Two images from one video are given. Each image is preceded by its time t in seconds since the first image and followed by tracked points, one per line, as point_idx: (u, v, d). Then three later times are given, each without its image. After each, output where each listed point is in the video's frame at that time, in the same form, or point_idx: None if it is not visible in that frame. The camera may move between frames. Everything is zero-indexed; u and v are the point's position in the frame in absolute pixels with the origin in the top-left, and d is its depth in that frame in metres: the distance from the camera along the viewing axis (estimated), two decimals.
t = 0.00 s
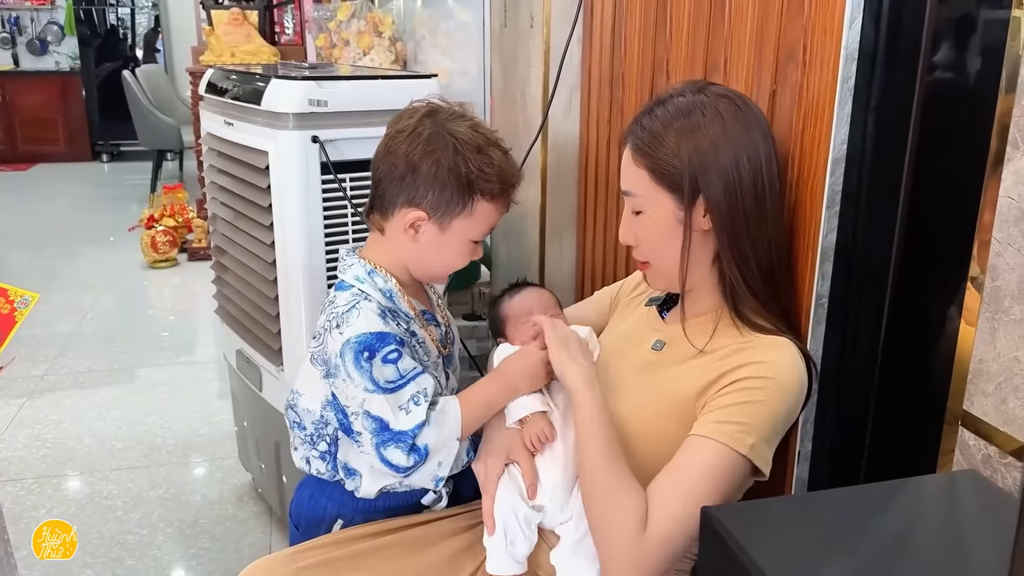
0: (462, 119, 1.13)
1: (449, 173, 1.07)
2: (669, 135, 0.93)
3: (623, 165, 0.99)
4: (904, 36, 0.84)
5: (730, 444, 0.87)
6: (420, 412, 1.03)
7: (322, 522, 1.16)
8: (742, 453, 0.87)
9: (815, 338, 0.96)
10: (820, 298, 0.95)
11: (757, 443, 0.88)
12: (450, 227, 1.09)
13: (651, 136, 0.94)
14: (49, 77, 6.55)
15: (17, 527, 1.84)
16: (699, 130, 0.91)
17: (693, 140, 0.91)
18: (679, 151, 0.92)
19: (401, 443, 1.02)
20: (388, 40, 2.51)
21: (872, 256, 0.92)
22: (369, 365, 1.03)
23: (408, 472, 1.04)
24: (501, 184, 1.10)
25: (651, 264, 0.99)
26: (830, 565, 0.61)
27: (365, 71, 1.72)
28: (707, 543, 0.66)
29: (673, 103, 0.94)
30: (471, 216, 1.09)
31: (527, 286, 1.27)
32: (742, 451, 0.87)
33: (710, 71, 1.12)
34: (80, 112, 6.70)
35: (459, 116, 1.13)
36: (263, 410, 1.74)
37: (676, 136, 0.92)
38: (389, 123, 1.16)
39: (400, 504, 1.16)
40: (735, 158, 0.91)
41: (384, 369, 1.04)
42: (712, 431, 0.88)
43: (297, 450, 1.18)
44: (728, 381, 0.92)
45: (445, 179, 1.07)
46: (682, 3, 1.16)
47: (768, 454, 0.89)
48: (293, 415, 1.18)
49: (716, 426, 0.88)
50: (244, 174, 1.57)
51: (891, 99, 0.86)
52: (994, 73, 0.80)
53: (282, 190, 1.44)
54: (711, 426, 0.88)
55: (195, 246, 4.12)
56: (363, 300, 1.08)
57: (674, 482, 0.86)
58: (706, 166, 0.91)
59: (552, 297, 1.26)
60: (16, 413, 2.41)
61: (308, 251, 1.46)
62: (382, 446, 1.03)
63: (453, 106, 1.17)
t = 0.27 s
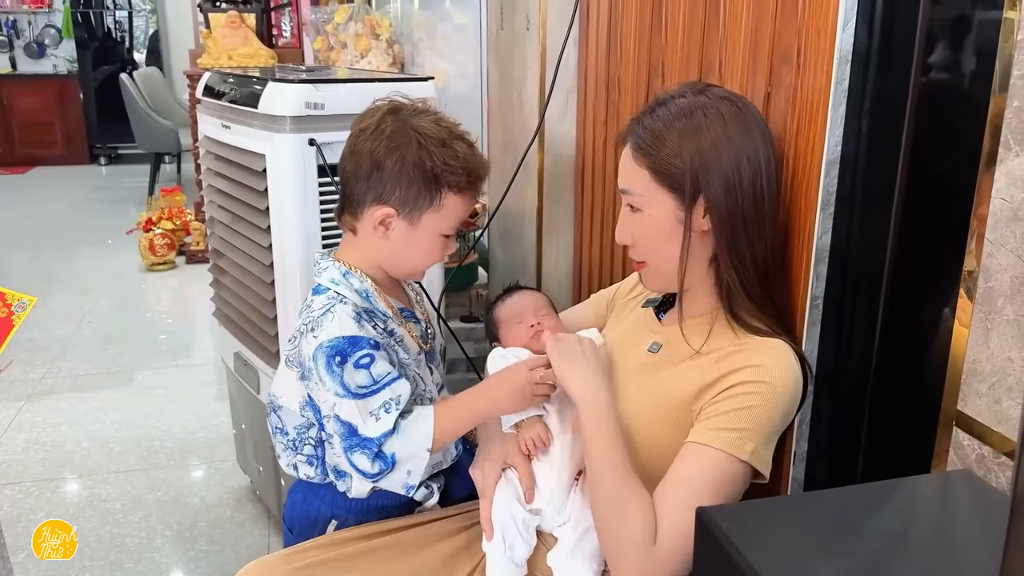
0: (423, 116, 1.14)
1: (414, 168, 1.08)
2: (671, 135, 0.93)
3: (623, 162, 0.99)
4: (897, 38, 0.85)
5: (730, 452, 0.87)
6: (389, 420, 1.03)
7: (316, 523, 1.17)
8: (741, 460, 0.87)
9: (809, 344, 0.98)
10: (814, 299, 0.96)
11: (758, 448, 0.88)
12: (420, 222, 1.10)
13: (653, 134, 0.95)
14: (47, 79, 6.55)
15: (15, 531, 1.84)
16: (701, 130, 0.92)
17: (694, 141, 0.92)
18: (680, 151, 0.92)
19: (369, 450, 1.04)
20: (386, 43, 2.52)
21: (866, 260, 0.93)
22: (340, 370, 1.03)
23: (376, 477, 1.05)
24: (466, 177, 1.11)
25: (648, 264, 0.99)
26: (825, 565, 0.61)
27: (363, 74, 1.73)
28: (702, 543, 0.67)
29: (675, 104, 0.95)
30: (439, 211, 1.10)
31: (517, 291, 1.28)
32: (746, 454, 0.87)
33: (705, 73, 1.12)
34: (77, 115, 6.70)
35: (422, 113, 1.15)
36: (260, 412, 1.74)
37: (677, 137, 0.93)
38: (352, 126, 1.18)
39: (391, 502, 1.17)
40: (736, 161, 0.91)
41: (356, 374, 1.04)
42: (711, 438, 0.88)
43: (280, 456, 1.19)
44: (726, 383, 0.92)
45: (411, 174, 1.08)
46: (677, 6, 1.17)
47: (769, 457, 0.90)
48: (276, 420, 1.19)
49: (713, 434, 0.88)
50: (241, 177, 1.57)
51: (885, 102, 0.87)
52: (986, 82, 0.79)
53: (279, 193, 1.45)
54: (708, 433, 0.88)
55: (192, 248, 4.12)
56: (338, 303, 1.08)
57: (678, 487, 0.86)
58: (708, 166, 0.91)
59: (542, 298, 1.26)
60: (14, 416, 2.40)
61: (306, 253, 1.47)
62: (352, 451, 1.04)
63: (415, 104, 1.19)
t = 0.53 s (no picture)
0: (375, 109, 1.14)
1: (366, 162, 1.08)
2: (680, 131, 0.93)
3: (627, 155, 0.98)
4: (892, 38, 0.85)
5: (740, 462, 0.87)
6: (375, 419, 1.04)
7: (308, 519, 1.16)
8: (744, 464, 0.87)
9: (808, 338, 0.97)
10: (812, 300, 0.96)
11: (768, 455, 0.88)
12: (379, 216, 1.10)
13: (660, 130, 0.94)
14: (45, 83, 6.55)
15: (15, 534, 1.84)
16: (710, 129, 0.92)
17: (703, 139, 0.92)
18: (689, 150, 0.92)
19: (358, 450, 1.04)
20: (384, 45, 2.53)
21: (863, 261, 0.93)
22: (321, 373, 1.04)
23: (365, 476, 1.06)
24: (422, 166, 1.10)
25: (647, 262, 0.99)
26: (825, 564, 0.61)
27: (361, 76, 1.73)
28: (701, 544, 0.67)
29: (682, 103, 0.95)
30: (397, 203, 1.10)
31: (519, 289, 1.28)
32: (757, 463, 0.88)
33: (703, 74, 1.12)
34: (76, 118, 6.71)
35: (373, 106, 1.15)
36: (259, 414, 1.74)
37: (686, 134, 0.92)
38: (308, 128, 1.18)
39: (381, 494, 1.18)
40: (742, 161, 0.91)
41: (338, 377, 1.04)
42: (720, 449, 0.88)
43: (265, 458, 1.18)
44: (727, 385, 0.92)
45: (364, 169, 1.08)
46: (674, 7, 1.17)
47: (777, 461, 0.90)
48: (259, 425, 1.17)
49: (721, 445, 0.88)
50: (240, 179, 1.58)
51: (882, 103, 0.87)
52: (982, 85, 0.80)
53: (278, 196, 1.45)
54: (716, 443, 0.88)
55: (191, 251, 4.12)
56: (314, 306, 1.08)
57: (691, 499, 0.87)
58: (715, 166, 0.91)
59: (543, 296, 1.26)
60: (13, 419, 2.40)
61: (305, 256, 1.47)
62: (340, 452, 1.05)
63: (369, 99, 1.18)
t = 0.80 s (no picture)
0: (322, 107, 1.14)
1: (312, 163, 1.09)
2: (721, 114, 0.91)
3: (666, 133, 0.93)
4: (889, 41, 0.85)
5: (736, 469, 0.87)
6: (351, 420, 1.05)
7: (274, 511, 1.17)
8: (740, 471, 0.87)
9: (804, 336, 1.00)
10: (811, 300, 0.98)
11: (767, 462, 0.88)
12: (333, 216, 1.10)
13: (706, 113, 0.91)
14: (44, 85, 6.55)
15: (14, 536, 1.84)
16: (757, 122, 0.91)
17: (745, 128, 0.91)
18: (739, 139, 0.90)
19: (336, 450, 1.05)
20: (382, 47, 2.54)
21: (862, 263, 0.94)
22: (291, 379, 1.05)
23: (345, 476, 1.06)
24: (371, 160, 1.10)
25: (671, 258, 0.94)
26: (821, 564, 0.61)
27: (359, 78, 1.73)
28: (698, 545, 0.67)
29: (715, 97, 0.94)
30: (350, 200, 1.10)
31: (521, 288, 1.29)
32: (753, 469, 0.88)
33: (699, 76, 1.13)
34: (75, 120, 6.70)
35: (320, 104, 1.15)
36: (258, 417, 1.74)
37: (730, 119, 0.91)
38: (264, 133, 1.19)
39: (347, 488, 1.19)
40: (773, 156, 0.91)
41: (307, 382, 1.05)
42: (718, 456, 0.88)
43: (237, 448, 1.20)
44: (725, 389, 0.92)
45: (310, 170, 1.09)
46: (671, 9, 1.18)
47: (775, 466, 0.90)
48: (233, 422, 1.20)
49: (718, 453, 0.88)
50: (238, 182, 1.58)
51: (878, 107, 0.87)
52: (977, 86, 0.79)
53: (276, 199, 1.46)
54: (713, 450, 0.88)
55: (190, 253, 4.12)
56: (281, 313, 1.09)
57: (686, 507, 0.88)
58: (766, 157, 0.91)
59: (545, 297, 1.27)
60: (12, 422, 2.40)
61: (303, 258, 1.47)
62: (319, 453, 1.05)
63: (319, 97, 1.19)
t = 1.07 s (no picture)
0: (305, 91, 1.15)
1: (291, 146, 1.09)
2: (735, 110, 0.92)
3: (676, 132, 0.92)
4: (885, 43, 0.86)
5: (730, 469, 0.87)
6: (337, 401, 1.07)
7: (257, 483, 1.19)
8: (733, 472, 0.87)
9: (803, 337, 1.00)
10: (808, 301, 0.98)
11: (762, 462, 0.88)
12: (315, 199, 1.11)
13: (718, 111, 0.92)
14: (43, 87, 6.54)
15: (13, 538, 1.84)
16: (764, 123, 0.92)
17: (759, 125, 0.91)
18: (748, 140, 0.91)
19: (323, 430, 1.06)
20: (381, 48, 2.54)
21: (860, 261, 0.94)
22: (279, 358, 1.06)
23: (331, 456, 1.08)
24: (349, 143, 1.10)
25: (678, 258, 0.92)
26: (819, 565, 0.61)
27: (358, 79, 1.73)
28: (696, 545, 0.67)
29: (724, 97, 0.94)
30: (330, 183, 1.10)
31: (520, 291, 1.28)
32: (748, 469, 0.88)
33: (698, 76, 1.13)
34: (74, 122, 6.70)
35: (303, 88, 1.16)
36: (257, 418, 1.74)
37: (746, 116, 0.91)
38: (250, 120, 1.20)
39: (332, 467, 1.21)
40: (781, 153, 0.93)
41: (295, 362, 1.06)
42: (713, 457, 0.88)
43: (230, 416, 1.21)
44: (722, 391, 0.91)
45: (289, 153, 1.10)
46: (669, 10, 1.18)
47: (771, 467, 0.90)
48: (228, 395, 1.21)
49: (713, 454, 0.88)
50: (237, 183, 1.58)
51: (876, 108, 0.88)
52: (974, 86, 0.80)
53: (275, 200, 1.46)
54: (707, 452, 0.88)
55: (189, 254, 4.12)
56: (272, 294, 1.09)
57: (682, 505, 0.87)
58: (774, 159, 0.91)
59: (545, 300, 1.27)
60: (11, 424, 2.40)
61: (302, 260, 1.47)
62: (306, 432, 1.07)
63: (301, 81, 1.19)
